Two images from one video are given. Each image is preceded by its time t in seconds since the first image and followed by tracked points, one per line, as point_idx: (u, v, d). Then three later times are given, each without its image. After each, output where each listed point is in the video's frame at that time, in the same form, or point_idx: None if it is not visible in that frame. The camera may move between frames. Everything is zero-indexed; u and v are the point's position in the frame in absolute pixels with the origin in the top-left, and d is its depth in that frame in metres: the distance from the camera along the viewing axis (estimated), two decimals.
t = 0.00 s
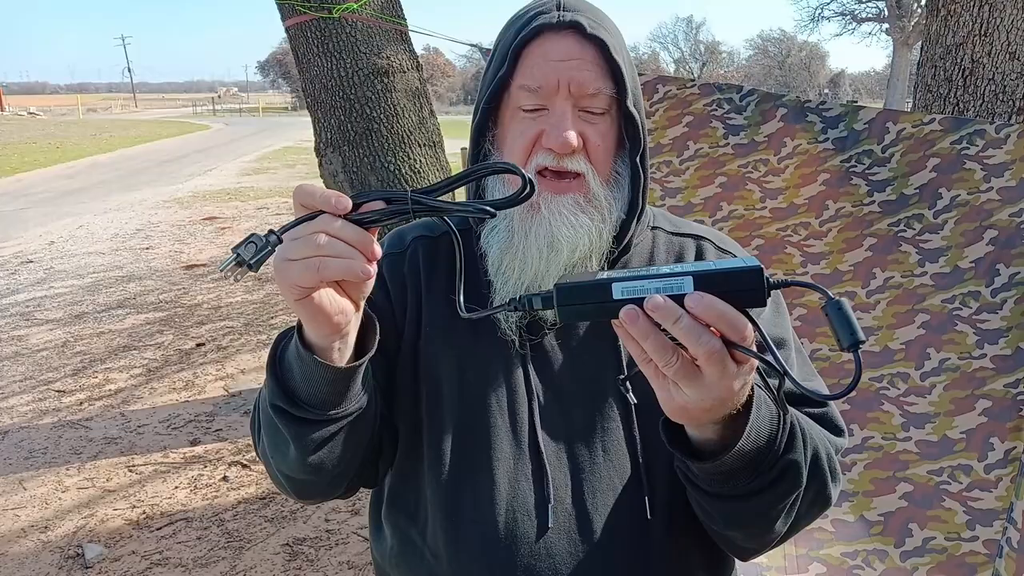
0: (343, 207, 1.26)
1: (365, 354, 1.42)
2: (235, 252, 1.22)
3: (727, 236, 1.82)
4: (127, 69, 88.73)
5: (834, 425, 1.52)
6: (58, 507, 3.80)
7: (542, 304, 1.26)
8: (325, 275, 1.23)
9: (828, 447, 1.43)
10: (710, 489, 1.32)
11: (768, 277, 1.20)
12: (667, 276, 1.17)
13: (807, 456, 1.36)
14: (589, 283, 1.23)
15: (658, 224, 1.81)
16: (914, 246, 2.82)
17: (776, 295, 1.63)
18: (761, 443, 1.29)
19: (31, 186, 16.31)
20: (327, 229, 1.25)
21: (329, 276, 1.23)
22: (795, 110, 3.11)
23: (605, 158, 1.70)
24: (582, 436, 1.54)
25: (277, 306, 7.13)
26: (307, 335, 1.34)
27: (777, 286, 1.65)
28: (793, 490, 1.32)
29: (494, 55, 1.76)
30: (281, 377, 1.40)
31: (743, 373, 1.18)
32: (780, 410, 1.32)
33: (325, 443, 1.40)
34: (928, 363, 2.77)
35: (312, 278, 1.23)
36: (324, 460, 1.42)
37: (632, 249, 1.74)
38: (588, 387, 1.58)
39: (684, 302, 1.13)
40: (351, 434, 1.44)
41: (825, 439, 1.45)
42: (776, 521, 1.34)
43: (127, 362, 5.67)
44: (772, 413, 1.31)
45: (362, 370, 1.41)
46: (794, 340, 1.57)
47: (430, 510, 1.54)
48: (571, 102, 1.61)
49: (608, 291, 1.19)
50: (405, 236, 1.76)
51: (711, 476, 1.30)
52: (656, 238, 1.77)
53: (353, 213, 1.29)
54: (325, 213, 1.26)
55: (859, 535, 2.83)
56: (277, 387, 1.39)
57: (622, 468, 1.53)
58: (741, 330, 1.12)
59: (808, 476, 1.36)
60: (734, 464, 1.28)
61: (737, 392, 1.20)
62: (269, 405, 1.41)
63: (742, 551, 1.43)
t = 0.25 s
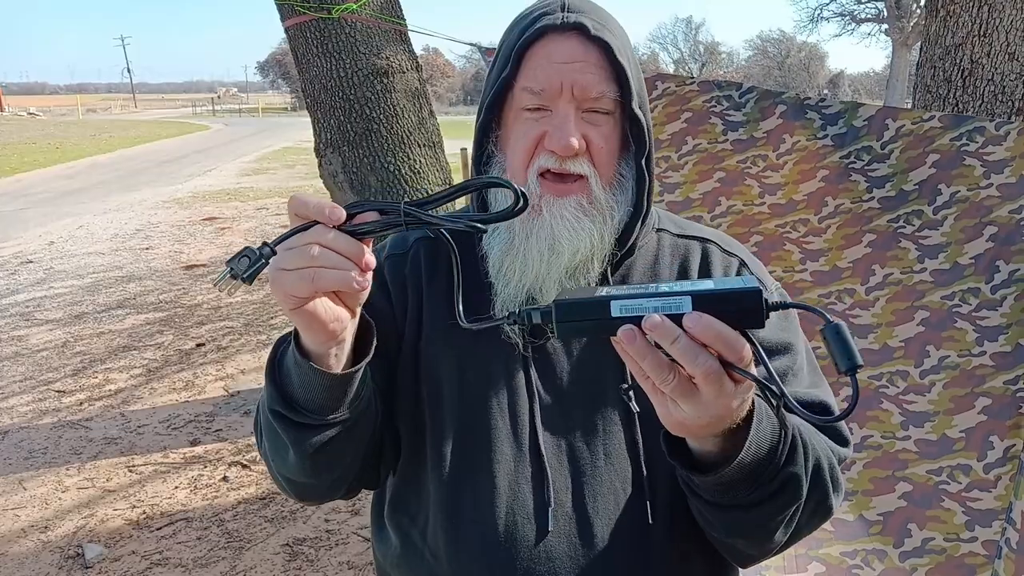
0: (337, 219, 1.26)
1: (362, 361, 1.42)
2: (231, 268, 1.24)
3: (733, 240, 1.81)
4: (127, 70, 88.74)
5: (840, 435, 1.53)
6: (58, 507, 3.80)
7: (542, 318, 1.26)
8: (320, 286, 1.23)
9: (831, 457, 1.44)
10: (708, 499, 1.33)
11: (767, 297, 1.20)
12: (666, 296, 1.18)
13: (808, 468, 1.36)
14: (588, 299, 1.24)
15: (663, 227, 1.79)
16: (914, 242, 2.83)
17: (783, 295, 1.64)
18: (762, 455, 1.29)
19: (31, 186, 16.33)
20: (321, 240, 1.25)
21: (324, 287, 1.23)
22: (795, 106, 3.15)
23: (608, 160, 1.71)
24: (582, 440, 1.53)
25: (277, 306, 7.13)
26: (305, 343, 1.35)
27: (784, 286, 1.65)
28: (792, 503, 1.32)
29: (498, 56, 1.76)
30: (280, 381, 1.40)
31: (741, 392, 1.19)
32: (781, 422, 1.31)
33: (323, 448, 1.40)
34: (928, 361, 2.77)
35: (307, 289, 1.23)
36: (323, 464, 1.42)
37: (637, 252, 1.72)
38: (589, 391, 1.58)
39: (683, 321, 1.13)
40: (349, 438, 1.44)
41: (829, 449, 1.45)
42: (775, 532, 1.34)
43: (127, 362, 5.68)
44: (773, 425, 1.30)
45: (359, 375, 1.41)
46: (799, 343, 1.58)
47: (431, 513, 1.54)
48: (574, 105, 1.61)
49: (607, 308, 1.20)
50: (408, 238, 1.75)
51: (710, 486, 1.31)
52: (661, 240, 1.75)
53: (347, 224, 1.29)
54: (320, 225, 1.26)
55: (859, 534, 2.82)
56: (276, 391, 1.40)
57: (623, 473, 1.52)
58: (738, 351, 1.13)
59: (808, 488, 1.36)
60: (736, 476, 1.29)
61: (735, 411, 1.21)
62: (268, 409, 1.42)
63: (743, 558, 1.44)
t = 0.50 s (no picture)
0: (329, 212, 1.26)
1: (364, 355, 1.41)
2: (228, 265, 1.21)
3: (737, 240, 1.83)
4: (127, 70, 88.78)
5: (847, 429, 1.53)
6: (58, 507, 3.80)
7: (531, 300, 1.26)
8: (314, 280, 1.23)
9: (835, 451, 1.44)
10: (708, 492, 1.33)
11: (755, 275, 1.20)
12: (654, 274, 1.18)
13: (809, 458, 1.36)
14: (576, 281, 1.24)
15: (667, 226, 1.81)
16: (914, 239, 2.83)
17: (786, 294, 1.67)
18: (761, 445, 1.29)
19: (32, 186, 16.34)
20: (315, 235, 1.25)
21: (319, 280, 1.23)
22: (795, 106, 3.15)
23: (611, 162, 1.71)
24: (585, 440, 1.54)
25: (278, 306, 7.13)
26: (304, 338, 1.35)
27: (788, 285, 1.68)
28: (793, 494, 1.32)
29: (500, 57, 1.76)
30: (282, 377, 1.41)
31: (730, 373, 1.19)
32: (780, 412, 1.31)
33: (324, 443, 1.41)
34: (928, 358, 2.77)
35: (301, 283, 1.23)
36: (323, 459, 1.43)
37: (640, 253, 1.74)
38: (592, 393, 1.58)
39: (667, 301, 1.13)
40: (349, 435, 1.45)
41: (834, 443, 1.46)
42: (777, 524, 1.34)
43: (127, 362, 5.68)
44: (772, 414, 1.30)
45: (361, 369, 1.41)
46: (804, 342, 1.58)
47: (433, 512, 1.54)
48: (576, 107, 1.62)
49: (595, 287, 1.19)
50: (411, 237, 1.76)
51: (708, 477, 1.31)
52: (665, 240, 1.77)
53: (340, 217, 1.29)
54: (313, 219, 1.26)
55: (859, 533, 2.83)
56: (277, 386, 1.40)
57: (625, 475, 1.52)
58: (722, 327, 1.13)
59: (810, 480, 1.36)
60: (734, 466, 1.29)
61: (725, 393, 1.20)
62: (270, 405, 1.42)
63: (747, 556, 1.44)
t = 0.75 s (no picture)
0: (326, 203, 1.27)
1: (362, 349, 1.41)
2: (227, 255, 1.25)
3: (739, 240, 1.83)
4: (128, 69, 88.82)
5: (846, 425, 1.53)
6: (58, 507, 3.80)
7: (520, 285, 1.26)
8: (309, 269, 1.23)
9: (834, 446, 1.44)
10: (701, 484, 1.33)
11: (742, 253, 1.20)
12: (641, 252, 1.18)
13: (803, 449, 1.35)
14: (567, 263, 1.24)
15: (669, 227, 1.83)
16: (914, 237, 2.83)
17: (788, 292, 1.68)
18: (754, 434, 1.29)
19: (32, 186, 16.35)
20: (313, 226, 1.25)
21: (315, 270, 1.23)
22: (795, 106, 3.16)
23: (615, 160, 1.71)
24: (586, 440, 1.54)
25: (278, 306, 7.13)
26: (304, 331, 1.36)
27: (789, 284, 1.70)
28: (788, 484, 1.32)
29: (506, 56, 1.77)
30: (283, 371, 1.42)
31: (720, 351, 1.18)
32: (773, 399, 1.31)
33: (324, 439, 1.41)
34: (928, 358, 2.77)
35: (297, 272, 1.23)
36: (323, 455, 1.43)
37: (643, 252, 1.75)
38: (594, 394, 1.58)
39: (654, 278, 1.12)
40: (350, 431, 1.45)
41: (833, 439, 1.46)
42: (774, 516, 1.34)
43: (127, 362, 5.68)
44: (765, 404, 1.30)
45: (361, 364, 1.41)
46: (806, 340, 1.58)
47: (434, 512, 1.55)
48: (581, 104, 1.62)
49: (583, 266, 1.19)
50: (415, 236, 1.77)
51: (701, 467, 1.31)
52: (667, 239, 1.78)
53: (337, 208, 1.30)
54: (311, 211, 1.27)
55: (859, 533, 2.83)
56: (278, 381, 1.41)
57: (626, 475, 1.52)
58: (710, 300, 1.12)
59: (806, 472, 1.36)
60: (725, 456, 1.29)
61: (715, 371, 1.20)
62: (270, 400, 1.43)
63: (745, 550, 1.43)
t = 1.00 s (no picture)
0: (330, 200, 1.27)
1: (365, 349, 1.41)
2: (229, 251, 1.24)
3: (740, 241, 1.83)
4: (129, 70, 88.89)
5: (849, 424, 1.53)
6: (58, 507, 3.81)
7: (525, 281, 1.26)
8: (313, 267, 1.23)
9: (837, 443, 1.45)
10: (706, 481, 1.33)
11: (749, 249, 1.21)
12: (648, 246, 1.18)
13: (809, 448, 1.35)
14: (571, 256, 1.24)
15: (670, 227, 1.83)
16: (914, 239, 2.83)
17: (789, 293, 1.69)
18: (759, 433, 1.29)
19: (32, 186, 16.36)
20: (317, 223, 1.25)
21: (319, 268, 1.23)
22: (795, 106, 3.16)
23: (618, 160, 1.71)
24: (587, 441, 1.54)
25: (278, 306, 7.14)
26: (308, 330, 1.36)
27: (790, 285, 1.70)
28: (793, 482, 1.32)
29: (508, 57, 1.77)
30: (285, 370, 1.41)
31: (728, 348, 1.17)
32: (779, 398, 1.32)
33: (325, 437, 1.41)
34: (928, 358, 2.77)
35: (301, 270, 1.23)
36: (325, 454, 1.43)
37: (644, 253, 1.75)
38: (595, 395, 1.59)
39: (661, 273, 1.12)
40: (351, 429, 1.45)
41: (836, 437, 1.46)
42: (780, 515, 1.34)
43: (127, 362, 5.68)
44: (770, 403, 1.31)
45: (363, 363, 1.41)
46: (808, 341, 1.58)
47: (434, 513, 1.55)
48: (584, 105, 1.62)
49: (590, 261, 1.20)
50: (416, 236, 1.77)
51: (706, 465, 1.31)
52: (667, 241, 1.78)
53: (342, 205, 1.30)
54: (315, 208, 1.27)
55: (859, 533, 2.83)
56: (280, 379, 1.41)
57: (626, 476, 1.52)
58: (716, 295, 1.12)
59: (811, 470, 1.36)
60: (732, 453, 1.29)
61: (722, 368, 1.19)
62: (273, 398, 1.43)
63: (750, 549, 1.43)
